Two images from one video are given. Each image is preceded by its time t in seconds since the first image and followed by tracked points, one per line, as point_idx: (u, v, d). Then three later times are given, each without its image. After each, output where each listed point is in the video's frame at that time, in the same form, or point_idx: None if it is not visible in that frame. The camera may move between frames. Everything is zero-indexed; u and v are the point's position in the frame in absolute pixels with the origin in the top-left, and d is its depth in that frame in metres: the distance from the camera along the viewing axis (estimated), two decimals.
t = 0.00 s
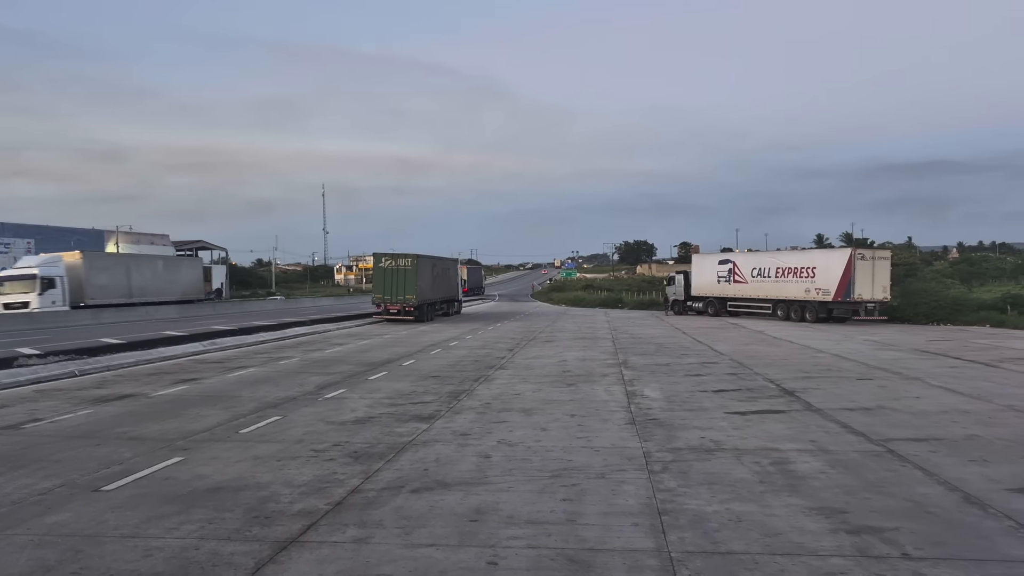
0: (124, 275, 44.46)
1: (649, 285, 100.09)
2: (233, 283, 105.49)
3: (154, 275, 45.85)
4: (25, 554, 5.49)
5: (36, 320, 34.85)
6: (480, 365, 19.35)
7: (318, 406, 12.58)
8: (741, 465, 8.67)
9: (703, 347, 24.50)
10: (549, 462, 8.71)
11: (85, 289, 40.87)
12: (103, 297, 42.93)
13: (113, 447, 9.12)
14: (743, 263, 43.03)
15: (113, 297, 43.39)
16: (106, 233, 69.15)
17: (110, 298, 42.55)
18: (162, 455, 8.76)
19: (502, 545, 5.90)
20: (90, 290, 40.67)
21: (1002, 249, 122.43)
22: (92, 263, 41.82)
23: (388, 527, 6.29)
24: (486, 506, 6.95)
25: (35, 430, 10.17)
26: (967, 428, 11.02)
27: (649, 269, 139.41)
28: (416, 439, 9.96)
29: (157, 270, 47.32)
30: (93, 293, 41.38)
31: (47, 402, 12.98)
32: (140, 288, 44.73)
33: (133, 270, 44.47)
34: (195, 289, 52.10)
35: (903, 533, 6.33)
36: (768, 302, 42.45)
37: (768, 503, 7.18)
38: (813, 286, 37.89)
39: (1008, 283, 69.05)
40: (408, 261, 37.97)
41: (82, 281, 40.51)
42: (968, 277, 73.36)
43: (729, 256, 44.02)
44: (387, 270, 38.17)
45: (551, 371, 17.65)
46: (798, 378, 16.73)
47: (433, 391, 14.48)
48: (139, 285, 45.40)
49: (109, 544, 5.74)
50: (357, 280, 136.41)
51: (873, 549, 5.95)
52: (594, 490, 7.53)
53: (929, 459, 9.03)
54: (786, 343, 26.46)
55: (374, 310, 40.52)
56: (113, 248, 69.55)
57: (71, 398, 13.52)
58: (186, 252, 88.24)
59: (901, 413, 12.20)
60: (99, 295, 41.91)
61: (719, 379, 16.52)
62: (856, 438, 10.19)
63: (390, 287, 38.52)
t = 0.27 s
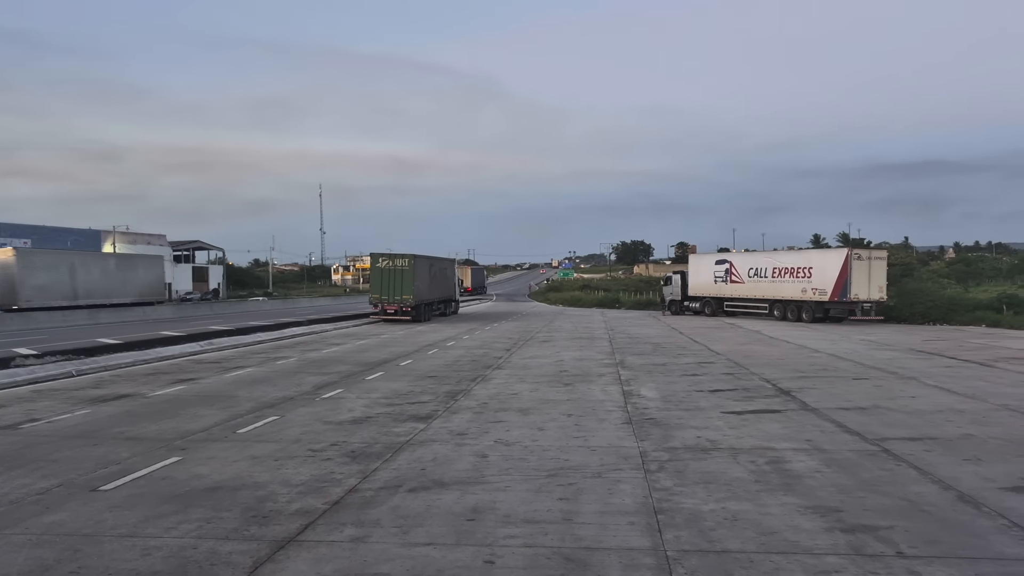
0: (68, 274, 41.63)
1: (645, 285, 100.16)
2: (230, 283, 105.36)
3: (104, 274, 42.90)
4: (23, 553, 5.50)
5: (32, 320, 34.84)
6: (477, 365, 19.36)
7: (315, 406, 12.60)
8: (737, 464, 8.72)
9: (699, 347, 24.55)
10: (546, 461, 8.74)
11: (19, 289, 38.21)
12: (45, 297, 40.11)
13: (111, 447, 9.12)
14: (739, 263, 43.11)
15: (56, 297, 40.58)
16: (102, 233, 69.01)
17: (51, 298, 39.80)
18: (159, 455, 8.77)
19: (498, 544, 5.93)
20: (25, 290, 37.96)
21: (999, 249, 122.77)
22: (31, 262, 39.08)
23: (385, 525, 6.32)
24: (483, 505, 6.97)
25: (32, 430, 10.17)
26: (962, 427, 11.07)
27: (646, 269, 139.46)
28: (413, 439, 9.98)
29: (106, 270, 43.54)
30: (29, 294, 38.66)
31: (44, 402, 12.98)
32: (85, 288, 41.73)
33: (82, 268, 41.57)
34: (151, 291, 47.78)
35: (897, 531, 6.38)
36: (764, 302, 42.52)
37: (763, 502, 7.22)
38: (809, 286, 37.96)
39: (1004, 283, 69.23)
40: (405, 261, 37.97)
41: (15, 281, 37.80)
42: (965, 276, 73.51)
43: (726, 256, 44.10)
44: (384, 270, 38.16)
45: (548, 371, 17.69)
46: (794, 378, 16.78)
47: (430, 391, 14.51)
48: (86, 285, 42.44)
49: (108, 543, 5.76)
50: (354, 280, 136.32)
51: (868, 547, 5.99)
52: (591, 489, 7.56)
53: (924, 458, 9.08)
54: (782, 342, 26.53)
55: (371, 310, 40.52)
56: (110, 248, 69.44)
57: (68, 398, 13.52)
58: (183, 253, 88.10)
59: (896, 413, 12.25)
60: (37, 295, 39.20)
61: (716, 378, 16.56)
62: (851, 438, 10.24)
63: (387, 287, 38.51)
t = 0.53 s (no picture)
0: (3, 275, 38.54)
1: (643, 285, 100.18)
2: (227, 283, 105.27)
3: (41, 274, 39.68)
4: (21, 553, 5.51)
5: (28, 320, 34.78)
6: (474, 365, 19.42)
7: (312, 406, 12.61)
8: (732, 464, 8.76)
9: (696, 347, 24.63)
10: (542, 461, 8.77)
11: None
12: None
13: (108, 447, 9.14)
14: (736, 263, 43.20)
15: None
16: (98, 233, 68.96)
17: None
18: (156, 455, 8.79)
19: (494, 543, 5.96)
20: None
21: (995, 249, 123.13)
22: None
23: (382, 525, 6.35)
24: (479, 505, 7.00)
25: (29, 430, 10.19)
26: (956, 427, 11.13)
27: (643, 269, 139.62)
28: (410, 439, 10.01)
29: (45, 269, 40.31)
30: None
31: (41, 402, 12.98)
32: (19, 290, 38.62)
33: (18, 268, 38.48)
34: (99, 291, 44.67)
35: (891, 530, 6.42)
36: (761, 302, 42.60)
37: (758, 501, 7.26)
38: (806, 286, 38.07)
39: (1000, 283, 69.41)
40: (402, 261, 37.98)
41: None
42: (961, 276, 73.71)
43: (723, 256, 44.21)
44: (381, 270, 38.17)
45: (544, 371, 17.73)
46: (790, 378, 16.84)
47: (426, 391, 14.54)
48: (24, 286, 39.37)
49: (105, 543, 5.78)
50: (351, 280, 136.22)
51: (861, 546, 6.03)
52: (587, 489, 7.60)
53: (918, 458, 9.13)
54: (778, 342, 26.64)
55: (368, 310, 40.53)
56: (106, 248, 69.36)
57: (65, 398, 13.52)
58: (180, 253, 87.99)
59: (891, 413, 12.30)
60: None
61: (712, 378, 16.62)
62: (846, 437, 10.29)
63: (384, 288, 38.52)
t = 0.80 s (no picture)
0: None
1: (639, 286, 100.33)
2: (224, 283, 105.16)
3: None
4: (16, 554, 5.51)
5: (24, 321, 34.71)
6: (470, 365, 19.46)
7: (308, 407, 12.62)
8: (728, 464, 8.79)
9: (692, 347, 24.69)
10: (538, 461, 8.79)
11: None
12: None
13: (104, 448, 9.14)
14: (732, 263, 43.28)
15: None
16: (94, 233, 68.83)
17: None
18: (152, 455, 8.79)
19: (490, 543, 5.97)
20: None
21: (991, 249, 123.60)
22: None
23: (378, 525, 6.36)
24: (475, 505, 7.02)
25: (25, 431, 10.19)
26: (951, 426, 11.18)
27: (640, 269, 139.79)
28: (406, 440, 10.01)
29: None
30: None
31: (37, 403, 12.97)
32: None
33: None
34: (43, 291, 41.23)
35: (885, 530, 6.45)
36: (757, 302, 42.68)
37: (753, 501, 7.28)
38: (802, 286, 38.16)
39: (996, 283, 69.65)
40: (399, 262, 37.98)
41: None
42: (956, 277, 73.96)
43: (719, 256, 44.29)
44: (377, 271, 38.16)
45: (541, 371, 17.76)
46: (785, 378, 16.89)
47: (423, 392, 14.56)
48: None
49: (101, 544, 5.78)
50: (348, 281, 136.09)
51: (856, 545, 6.06)
52: (583, 489, 7.62)
53: (913, 457, 9.17)
54: (774, 342, 26.73)
55: (364, 311, 40.54)
56: (102, 249, 69.27)
57: (61, 399, 13.51)
58: (176, 253, 87.88)
59: (886, 412, 12.35)
60: None
61: (707, 378, 16.66)
62: (841, 437, 10.33)
63: (380, 288, 38.52)
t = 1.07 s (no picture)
0: None
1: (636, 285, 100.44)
2: (220, 283, 105.02)
3: None
4: (12, 555, 5.50)
5: (20, 321, 34.62)
6: (467, 365, 19.46)
7: (304, 407, 12.61)
8: (725, 463, 8.80)
9: (688, 346, 24.73)
10: (534, 461, 8.78)
11: None
12: None
13: (100, 449, 9.12)
14: (728, 263, 43.34)
15: None
16: (90, 233, 68.69)
17: None
18: (149, 456, 8.77)
19: (487, 543, 5.97)
20: None
21: (986, 248, 123.97)
22: None
23: (375, 525, 6.35)
24: (472, 505, 7.02)
25: (21, 432, 10.17)
26: (947, 426, 11.20)
27: (636, 269, 139.89)
28: (403, 440, 10.00)
29: None
30: None
31: (33, 403, 12.94)
32: None
33: None
34: None
35: (881, 528, 6.47)
36: (753, 302, 42.72)
37: (750, 500, 7.29)
38: (798, 286, 38.22)
39: (992, 282, 69.79)
40: (395, 262, 37.95)
41: None
42: (952, 276, 74.15)
43: (715, 256, 44.34)
44: (373, 271, 38.12)
45: (537, 371, 17.76)
46: (781, 377, 16.91)
47: (420, 392, 14.56)
48: None
49: (97, 544, 5.77)
50: (344, 281, 135.97)
51: (853, 544, 6.07)
52: (580, 488, 7.62)
53: (909, 456, 9.19)
54: (770, 342, 26.78)
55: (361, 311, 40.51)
56: (99, 249, 69.15)
57: (57, 399, 13.48)
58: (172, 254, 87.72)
59: (882, 412, 12.37)
60: None
61: (704, 378, 16.68)
62: (837, 436, 10.35)
63: (377, 288, 38.49)
